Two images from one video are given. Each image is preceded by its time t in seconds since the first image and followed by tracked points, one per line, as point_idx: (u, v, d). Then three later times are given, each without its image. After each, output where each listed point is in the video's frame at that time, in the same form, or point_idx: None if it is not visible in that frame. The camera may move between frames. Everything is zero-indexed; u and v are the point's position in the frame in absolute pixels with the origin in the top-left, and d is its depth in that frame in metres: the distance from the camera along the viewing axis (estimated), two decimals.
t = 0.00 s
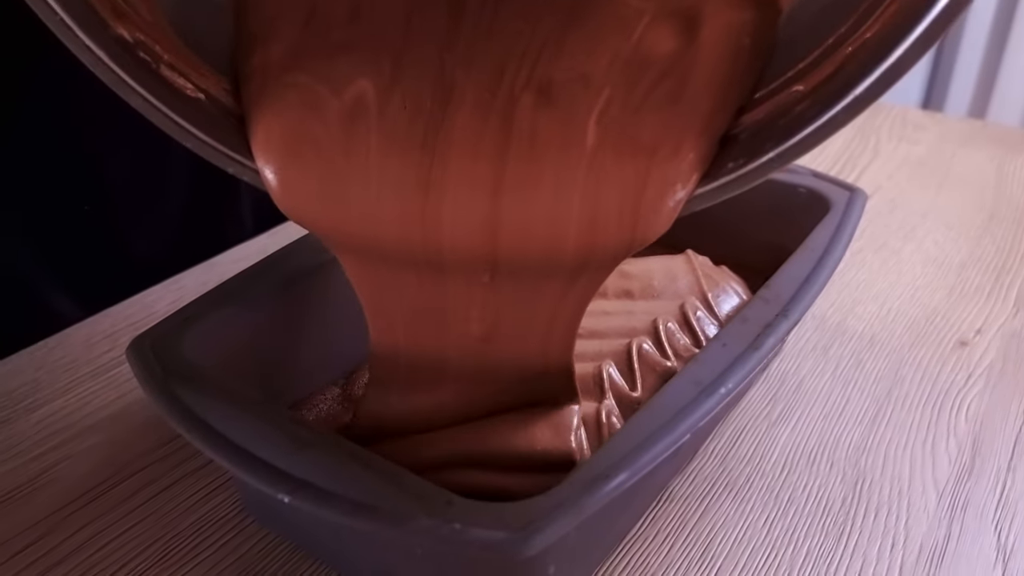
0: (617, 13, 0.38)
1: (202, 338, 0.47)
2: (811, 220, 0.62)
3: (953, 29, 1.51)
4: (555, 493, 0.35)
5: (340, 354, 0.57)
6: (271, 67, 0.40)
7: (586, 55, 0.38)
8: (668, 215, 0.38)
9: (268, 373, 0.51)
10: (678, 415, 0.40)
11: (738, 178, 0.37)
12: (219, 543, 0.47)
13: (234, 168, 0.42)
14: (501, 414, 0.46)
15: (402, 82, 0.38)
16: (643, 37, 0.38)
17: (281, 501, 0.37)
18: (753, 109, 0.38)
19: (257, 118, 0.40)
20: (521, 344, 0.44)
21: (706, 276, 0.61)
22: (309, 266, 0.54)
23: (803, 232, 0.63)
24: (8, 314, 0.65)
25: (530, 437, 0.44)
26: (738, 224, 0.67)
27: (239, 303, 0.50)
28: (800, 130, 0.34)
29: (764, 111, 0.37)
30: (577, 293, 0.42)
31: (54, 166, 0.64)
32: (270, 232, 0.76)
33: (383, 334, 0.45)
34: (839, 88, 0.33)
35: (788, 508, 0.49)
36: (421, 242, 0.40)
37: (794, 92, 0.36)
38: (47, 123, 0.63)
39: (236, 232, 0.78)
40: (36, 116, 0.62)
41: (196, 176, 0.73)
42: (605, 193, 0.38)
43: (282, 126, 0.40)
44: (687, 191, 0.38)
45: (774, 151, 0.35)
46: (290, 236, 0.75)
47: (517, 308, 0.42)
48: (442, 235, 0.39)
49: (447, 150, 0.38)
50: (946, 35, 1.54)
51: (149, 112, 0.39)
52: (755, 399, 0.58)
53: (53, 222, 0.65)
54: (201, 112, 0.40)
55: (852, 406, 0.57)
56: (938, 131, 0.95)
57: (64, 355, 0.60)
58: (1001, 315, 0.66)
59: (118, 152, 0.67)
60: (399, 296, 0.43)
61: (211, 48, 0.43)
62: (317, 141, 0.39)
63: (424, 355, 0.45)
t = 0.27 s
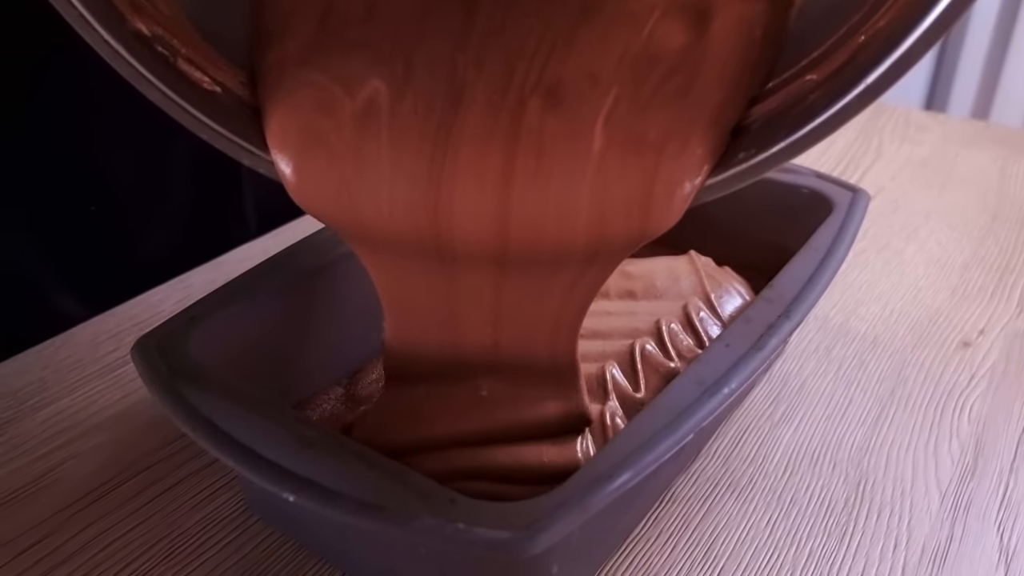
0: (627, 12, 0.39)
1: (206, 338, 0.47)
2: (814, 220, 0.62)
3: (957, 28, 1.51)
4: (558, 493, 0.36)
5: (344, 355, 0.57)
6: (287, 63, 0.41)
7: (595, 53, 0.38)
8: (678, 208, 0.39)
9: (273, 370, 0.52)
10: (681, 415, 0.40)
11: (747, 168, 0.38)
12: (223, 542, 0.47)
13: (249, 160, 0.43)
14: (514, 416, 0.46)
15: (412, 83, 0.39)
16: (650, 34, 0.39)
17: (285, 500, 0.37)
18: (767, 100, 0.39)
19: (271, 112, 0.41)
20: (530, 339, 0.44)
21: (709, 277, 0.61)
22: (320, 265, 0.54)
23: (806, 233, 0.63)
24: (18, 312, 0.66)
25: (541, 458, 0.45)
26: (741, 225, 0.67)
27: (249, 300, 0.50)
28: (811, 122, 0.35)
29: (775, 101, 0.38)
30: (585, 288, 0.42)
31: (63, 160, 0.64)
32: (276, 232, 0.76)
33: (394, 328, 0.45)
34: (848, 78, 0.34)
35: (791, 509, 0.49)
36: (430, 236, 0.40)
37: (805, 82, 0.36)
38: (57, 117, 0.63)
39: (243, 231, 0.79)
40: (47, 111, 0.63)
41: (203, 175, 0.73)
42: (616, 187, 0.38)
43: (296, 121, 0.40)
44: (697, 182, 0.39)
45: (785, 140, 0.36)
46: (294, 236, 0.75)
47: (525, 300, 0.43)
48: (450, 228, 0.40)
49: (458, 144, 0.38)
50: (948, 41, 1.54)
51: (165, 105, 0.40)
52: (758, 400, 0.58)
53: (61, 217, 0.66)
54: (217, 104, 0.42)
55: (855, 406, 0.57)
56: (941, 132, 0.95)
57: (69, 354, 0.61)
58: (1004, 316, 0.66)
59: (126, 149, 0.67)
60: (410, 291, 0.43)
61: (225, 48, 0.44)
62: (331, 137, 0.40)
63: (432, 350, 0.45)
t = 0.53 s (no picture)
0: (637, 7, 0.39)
1: (208, 338, 0.47)
2: (816, 222, 0.62)
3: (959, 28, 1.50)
4: (560, 493, 0.36)
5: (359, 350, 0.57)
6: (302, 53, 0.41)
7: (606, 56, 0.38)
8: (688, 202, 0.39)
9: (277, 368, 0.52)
10: (684, 416, 0.40)
11: (757, 165, 0.39)
12: (225, 543, 0.47)
13: (261, 156, 0.43)
14: (516, 425, 0.45)
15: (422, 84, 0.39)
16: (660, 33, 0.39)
17: (287, 501, 0.37)
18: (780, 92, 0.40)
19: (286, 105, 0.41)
20: (539, 328, 0.45)
21: (710, 277, 0.61)
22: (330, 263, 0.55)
23: (808, 234, 0.63)
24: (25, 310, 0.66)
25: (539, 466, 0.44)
26: (742, 227, 0.67)
27: (254, 297, 0.50)
28: (823, 117, 0.36)
29: (785, 98, 0.39)
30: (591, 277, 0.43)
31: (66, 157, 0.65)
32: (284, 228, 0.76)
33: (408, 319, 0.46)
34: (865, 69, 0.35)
35: (793, 510, 0.49)
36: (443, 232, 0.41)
37: (816, 79, 0.38)
38: (65, 116, 0.64)
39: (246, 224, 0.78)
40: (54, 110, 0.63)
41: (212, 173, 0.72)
42: (628, 185, 0.39)
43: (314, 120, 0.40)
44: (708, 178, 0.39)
45: (796, 137, 0.37)
46: (297, 237, 0.75)
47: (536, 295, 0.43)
48: (459, 223, 0.40)
49: (470, 139, 0.39)
50: (950, 43, 1.55)
51: (180, 103, 0.41)
52: (761, 401, 0.58)
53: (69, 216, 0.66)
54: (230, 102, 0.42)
55: (858, 407, 0.57)
56: (943, 133, 0.95)
57: (71, 354, 0.61)
58: (1007, 317, 0.66)
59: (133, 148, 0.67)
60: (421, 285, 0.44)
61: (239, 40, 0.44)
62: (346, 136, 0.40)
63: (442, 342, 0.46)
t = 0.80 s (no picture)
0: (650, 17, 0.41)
1: (209, 341, 0.47)
2: (817, 226, 0.62)
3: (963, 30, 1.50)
4: (559, 497, 0.36)
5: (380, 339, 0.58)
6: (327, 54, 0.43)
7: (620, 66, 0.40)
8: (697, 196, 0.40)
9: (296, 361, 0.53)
10: (684, 420, 0.40)
11: (763, 163, 0.40)
12: (225, 546, 0.47)
13: (282, 142, 0.45)
14: (516, 439, 0.45)
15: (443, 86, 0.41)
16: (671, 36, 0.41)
17: (286, 505, 0.37)
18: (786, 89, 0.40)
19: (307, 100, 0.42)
20: (551, 324, 0.46)
21: (712, 281, 0.61)
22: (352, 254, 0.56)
23: (809, 238, 0.63)
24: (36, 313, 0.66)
25: (540, 480, 0.44)
26: (743, 232, 0.67)
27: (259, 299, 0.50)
28: (830, 117, 0.37)
29: (794, 98, 0.40)
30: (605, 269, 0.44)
31: (81, 157, 0.65)
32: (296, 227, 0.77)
33: (421, 310, 0.47)
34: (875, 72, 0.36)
35: (794, 514, 0.49)
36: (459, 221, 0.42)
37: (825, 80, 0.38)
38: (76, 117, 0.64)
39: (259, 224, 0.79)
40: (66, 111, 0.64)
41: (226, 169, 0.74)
42: (643, 178, 0.40)
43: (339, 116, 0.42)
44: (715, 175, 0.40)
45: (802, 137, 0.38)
46: (299, 240, 0.75)
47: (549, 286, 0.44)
48: (474, 214, 0.41)
49: (487, 137, 0.40)
50: (953, 52, 1.55)
51: (212, 94, 0.43)
52: (762, 405, 0.58)
53: (83, 218, 0.66)
54: (258, 91, 0.44)
55: (859, 411, 0.57)
56: (946, 137, 0.95)
57: (72, 357, 0.61)
58: (1009, 321, 0.65)
59: (144, 147, 0.68)
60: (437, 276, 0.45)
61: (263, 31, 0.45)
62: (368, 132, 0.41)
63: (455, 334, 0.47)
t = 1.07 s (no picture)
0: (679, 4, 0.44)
1: (203, 343, 0.47)
2: (813, 228, 0.62)
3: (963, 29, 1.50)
4: (554, 499, 0.35)
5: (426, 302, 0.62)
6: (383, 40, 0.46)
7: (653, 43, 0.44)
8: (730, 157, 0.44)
9: (336, 330, 0.56)
10: (679, 422, 0.40)
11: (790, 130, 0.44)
12: (219, 549, 0.47)
13: (345, 115, 0.48)
14: (511, 447, 0.45)
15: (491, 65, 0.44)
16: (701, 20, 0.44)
17: (278, 508, 0.37)
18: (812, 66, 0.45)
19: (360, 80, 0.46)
20: (589, 280, 0.49)
21: (708, 283, 0.61)
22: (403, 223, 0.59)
23: (807, 241, 0.63)
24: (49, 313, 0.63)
25: (537, 487, 0.43)
26: (741, 233, 0.67)
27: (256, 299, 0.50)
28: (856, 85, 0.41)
29: (824, 68, 0.44)
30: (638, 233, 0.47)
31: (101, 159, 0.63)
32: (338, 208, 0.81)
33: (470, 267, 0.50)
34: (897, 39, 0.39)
35: (790, 517, 0.49)
36: (509, 182, 0.45)
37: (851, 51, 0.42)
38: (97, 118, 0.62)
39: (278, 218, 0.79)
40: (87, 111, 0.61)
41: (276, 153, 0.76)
42: (676, 143, 0.43)
43: (393, 95, 0.45)
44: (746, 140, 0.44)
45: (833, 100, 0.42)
46: (296, 240, 0.75)
47: (584, 252, 0.48)
48: (524, 177, 0.45)
49: (532, 108, 0.43)
50: (954, 45, 1.55)
51: (284, 75, 0.46)
52: (759, 407, 0.57)
53: (106, 221, 0.64)
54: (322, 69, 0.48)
55: (856, 414, 0.57)
56: (944, 138, 0.95)
57: (68, 358, 0.61)
58: (1007, 323, 0.65)
59: (157, 139, 0.66)
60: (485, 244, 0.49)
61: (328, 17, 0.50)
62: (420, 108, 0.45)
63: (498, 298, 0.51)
